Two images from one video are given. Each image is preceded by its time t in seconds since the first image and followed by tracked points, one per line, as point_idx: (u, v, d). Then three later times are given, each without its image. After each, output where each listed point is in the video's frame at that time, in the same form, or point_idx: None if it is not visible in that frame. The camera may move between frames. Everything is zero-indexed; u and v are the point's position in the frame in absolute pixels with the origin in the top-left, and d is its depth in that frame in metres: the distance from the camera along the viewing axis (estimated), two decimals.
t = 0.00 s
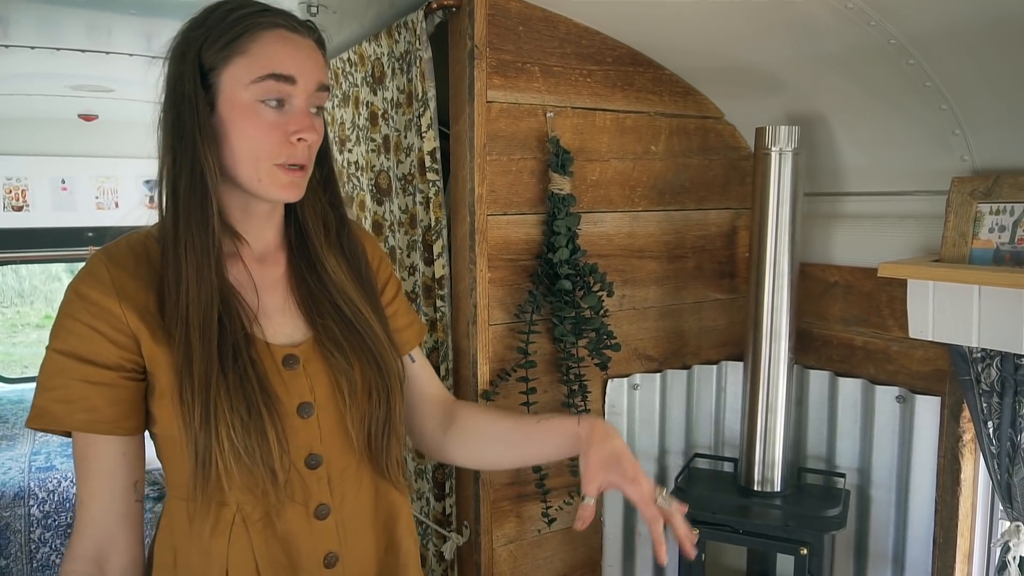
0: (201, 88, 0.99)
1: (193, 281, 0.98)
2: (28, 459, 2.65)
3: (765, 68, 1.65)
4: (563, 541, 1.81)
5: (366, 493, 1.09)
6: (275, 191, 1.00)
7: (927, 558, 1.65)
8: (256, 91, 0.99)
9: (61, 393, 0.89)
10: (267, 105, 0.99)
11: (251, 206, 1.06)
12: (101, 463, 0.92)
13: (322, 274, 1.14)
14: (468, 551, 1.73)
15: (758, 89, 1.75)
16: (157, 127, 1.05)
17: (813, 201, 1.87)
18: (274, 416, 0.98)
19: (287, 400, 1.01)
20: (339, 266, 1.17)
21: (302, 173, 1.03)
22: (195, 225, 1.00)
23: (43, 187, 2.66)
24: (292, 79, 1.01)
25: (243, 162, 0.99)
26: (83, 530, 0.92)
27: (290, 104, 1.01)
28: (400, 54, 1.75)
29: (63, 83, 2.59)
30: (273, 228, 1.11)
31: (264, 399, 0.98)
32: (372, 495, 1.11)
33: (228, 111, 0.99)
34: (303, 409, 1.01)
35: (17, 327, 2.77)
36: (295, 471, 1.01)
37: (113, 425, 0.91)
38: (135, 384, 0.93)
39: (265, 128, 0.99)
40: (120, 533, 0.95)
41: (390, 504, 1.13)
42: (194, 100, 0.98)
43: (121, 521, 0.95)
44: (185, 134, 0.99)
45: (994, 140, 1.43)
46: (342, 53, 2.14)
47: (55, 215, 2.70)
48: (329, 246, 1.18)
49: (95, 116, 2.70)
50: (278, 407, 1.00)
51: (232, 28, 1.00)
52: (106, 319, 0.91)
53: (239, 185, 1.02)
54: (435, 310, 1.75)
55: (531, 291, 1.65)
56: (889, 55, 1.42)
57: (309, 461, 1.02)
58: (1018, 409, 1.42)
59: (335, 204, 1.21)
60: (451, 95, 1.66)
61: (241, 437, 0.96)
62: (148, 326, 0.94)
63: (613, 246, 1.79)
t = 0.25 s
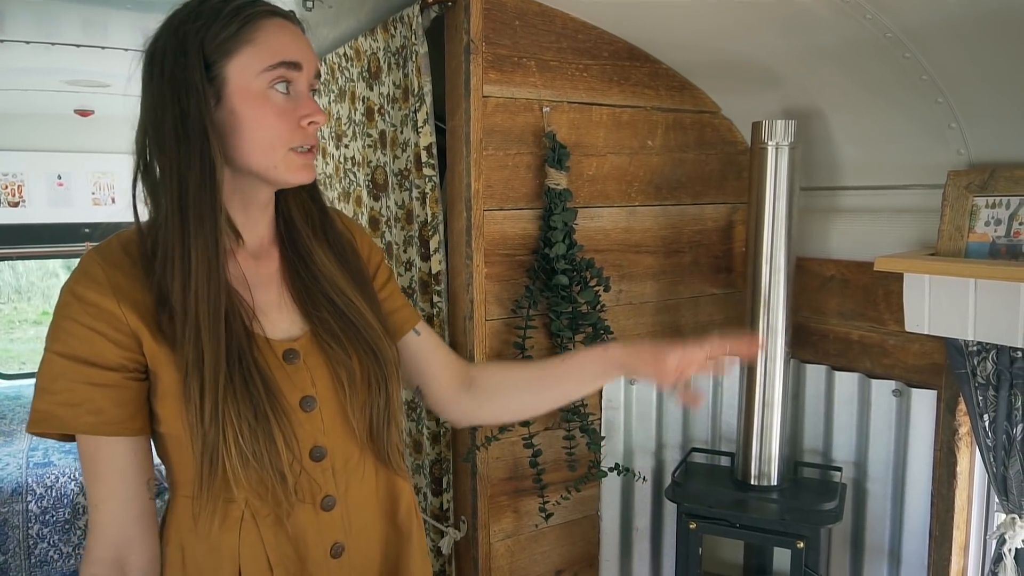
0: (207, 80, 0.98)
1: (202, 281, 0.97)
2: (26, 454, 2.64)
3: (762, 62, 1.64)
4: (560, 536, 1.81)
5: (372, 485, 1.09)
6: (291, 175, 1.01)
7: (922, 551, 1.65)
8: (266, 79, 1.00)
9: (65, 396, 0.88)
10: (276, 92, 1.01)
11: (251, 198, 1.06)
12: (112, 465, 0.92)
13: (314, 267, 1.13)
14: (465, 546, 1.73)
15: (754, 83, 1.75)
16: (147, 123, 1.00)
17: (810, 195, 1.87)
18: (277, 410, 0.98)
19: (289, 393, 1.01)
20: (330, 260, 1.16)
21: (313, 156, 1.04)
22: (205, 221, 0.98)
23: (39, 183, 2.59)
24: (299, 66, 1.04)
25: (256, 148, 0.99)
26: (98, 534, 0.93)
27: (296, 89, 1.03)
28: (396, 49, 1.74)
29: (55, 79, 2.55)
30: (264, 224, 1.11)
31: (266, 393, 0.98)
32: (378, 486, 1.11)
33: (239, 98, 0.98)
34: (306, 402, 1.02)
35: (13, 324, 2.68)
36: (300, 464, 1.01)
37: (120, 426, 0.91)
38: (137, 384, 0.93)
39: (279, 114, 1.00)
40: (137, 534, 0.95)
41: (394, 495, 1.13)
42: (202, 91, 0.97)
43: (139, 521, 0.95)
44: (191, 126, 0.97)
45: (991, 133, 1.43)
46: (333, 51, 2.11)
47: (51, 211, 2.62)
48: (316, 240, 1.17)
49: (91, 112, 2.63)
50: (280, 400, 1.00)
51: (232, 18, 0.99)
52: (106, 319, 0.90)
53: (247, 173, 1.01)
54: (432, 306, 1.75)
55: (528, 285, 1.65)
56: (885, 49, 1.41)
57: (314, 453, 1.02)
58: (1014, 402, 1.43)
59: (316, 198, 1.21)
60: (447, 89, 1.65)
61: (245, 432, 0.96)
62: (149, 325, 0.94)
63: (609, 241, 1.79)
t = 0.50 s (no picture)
0: (201, 79, 0.97)
1: (197, 281, 0.96)
2: (20, 455, 2.62)
3: (758, 64, 1.65)
4: (556, 537, 1.81)
5: (365, 483, 1.09)
6: (290, 171, 1.01)
7: (917, 553, 1.65)
8: (261, 75, 1.00)
9: (60, 398, 0.88)
10: (271, 89, 1.01)
11: (244, 197, 1.06)
12: (111, 466, 0.92)
13: (305, 263, 1.12)
14: (461, 547, 1.74)
15: (750, 85, 1.75)
16: (138, 123, 0.99)
17: (805, 197, 1.87)
18: (268, 411, 0.98)
19: (281, 394, 1.01)
20: (321, 257, 1.15)
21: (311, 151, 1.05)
22: (201, 220, 0.98)
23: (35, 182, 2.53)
24: (292, 61, 1.04)
25: (254, 145, 0.98)
26: (98, 534, 0.93)
27: (290, 85, 1.03)
28: (392, 49, 1.74)
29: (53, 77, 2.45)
30: (255, 224, 1.10)
31: (258, 395, 0.98)
32: (372, 484, 1.11)
33: (235, 95, 0.98)
34: (298, 403, 1.01)
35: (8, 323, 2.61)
36: (293, 465, 1.01)
37: (115, 426, 0.91)
38: (133, 385, 0.93)
39: (275, 110, 1.00)
40: (136, 533, 0.95)
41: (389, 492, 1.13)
42: (198, 90, 0.96)
43: (138, 521, 0.95)
44: (186, 127, 0.96)
45: (985, 135, 1.44)
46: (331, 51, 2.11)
47: (46, 209, 2.54)
48: (307, 237, 1.15)
49: (86, 110, 2.53)
50: (272, 401, 0.99)
51: (223, 15, 0.99)
52: (99, 320, 0.90)
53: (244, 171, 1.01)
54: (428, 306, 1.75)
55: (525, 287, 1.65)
56: (880, 50, 1.42)
57: (306, 454, 1.02)
58: (1008, 403, 1.43)
59: (305, 194, 1.20)
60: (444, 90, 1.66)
61: (237, 434, 0.96)
62: (143, 325, 0.93)
63: (605, 242, 1.79)
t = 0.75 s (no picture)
0: (187, 83, 0.97)
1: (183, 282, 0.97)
2: (16, 460, 2.69)
3: (754, 69, 1.65)
4: (554, 541, 1.81)
5: (364, 483, 1.09)
6: (281, 172, 1.01)
7: (914, 556, 1.66)
8: (249, 77, 0.99)
9: (49, 403, 0.88)
10: (260, 90, 1.00)
11: (236, 201, 1.06)
12: (96, 471, 0.92)
13: (301, 264, 1.12)
14: (458, 551, 1.74)
15: (746, 89, 1.76)
16: (126, 130, 1.00)
17: (801, 201, 1.88)
18: (263, 414, 0.98)
19: (277, 395, 1.00)
20: (315, 258, 1.14)
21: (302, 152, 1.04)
22: (187, 222, 0.98)
23: (32, 186, 3.18)
24: (280, 61, 1.03)
25: (244, 147, 0.98)
26: (82, 538, 0.93)
27: (279, 85, 1.03)
28: (390, 53, 1.74)
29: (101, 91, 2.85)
30: (249, 226, 1.11)
31: (253, 397, 0.98)
32: (370, 484, 1.11)
33: (222, 96, 0.98)
34: (294, 404, 1.01)
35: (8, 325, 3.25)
36: (290, 467, 1.01)
37: (104, 431, 0.91)
38: (122, 389, 0.93)
39: (265, 110, 0.99)
40: (121, 535, 0.96)
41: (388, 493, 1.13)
42: (184, 94, 0.96)
43: (122, 524, 0.96)
44: (171, 132, 0.96)
45: (981, 139, 1.44)
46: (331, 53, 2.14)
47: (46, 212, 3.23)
48: (302, 238, 1.16)
49: (82, 114, 3.23)
50: (267, 402, 0.99)
51: (208, 18, 0.99)
52: (89, 325, 0.90)
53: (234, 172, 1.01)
54: (426, 310, 1.75)
55: (522, 290, 1.65)
56: (876, 55, 1.42)
57: (304, 455, 1.02)
58: (1004, 406, 1.43)
59: (300, 196, 1.20)
60: (441, 94, 1.66)
61: (233, 437, 0.96)
62: (134, 329, 0.93)
63: (603, 246, 1.79)
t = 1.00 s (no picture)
0: (180, 86, 0.97)
1: (171, 286, 0.96)
2: (13, 462, 2.70)
3: (751, 73, 1.66)
4: (551, 545, 1.81)
5: (358, 488, 1.09)
6: (275, 176, 1.01)
7: (911, 559, 1.66)
8: (243, 81, 0.99)
9: (39, 405, 0.89)
10: (254, 93, 1.00)
11: (232, 205, 1.07)
12: (84, 473, 0.93)
13: (296, 268, 1.12)
14: (455, 554, 1.74)
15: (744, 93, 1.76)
16: (121, 132, 1.00)
17: (799, 205, 1.88)
18: (256, 420, 0.98)
19: (271, 401, 1.00)
20: (311, 262, 1.14)
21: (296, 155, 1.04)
22: (177, 226, 0.98)
23: (29, 187, 3.34)
24: (275, 65, 1.03)
25: (236, 151, 0.98)
26: (70, 538, 0.95)
27: (274, 89, 1.03)
28: (388, 57, 1.74)
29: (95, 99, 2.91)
30: (246, 229, 1.11)
31: (245, 403, 0.98)
32: (365, 489, 1.11)
33: (215, 99, 0.98)
34: (288, 410, 1.01)
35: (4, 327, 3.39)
36: (282, 472, 1.01)
37: (93, 435, 0.92)
38: (114, 393, 0.94)
39: (258, 115, 1.00)
40: (108, 537, 0.97)
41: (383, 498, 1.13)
42: (176, 97, 0.97)
43: (110, 527, 0.97)
44: (162, 135, 0.97)
45: (978, 144, 1.45)
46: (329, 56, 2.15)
47: (41, 213, 3.37)
48: (297, 240, 1.16)
49: (79, 116, 3.40)
50: (260, 408, 0.99)
51: (203, 21, 0.99)
52: (81, 329, 0.91)
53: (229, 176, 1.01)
54: (423, 314, 1.75)
55: (520, 294, 1.65)
56: (873, 60, 1.42)
57: (297, 461, 1.02)
58: (1000, 410, 1.43)
59: (298, 199, 1.20)
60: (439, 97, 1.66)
61: (226, 442, 0.96)
62: (126, 333, 0.94)
63: (600, 250, 1.79)
